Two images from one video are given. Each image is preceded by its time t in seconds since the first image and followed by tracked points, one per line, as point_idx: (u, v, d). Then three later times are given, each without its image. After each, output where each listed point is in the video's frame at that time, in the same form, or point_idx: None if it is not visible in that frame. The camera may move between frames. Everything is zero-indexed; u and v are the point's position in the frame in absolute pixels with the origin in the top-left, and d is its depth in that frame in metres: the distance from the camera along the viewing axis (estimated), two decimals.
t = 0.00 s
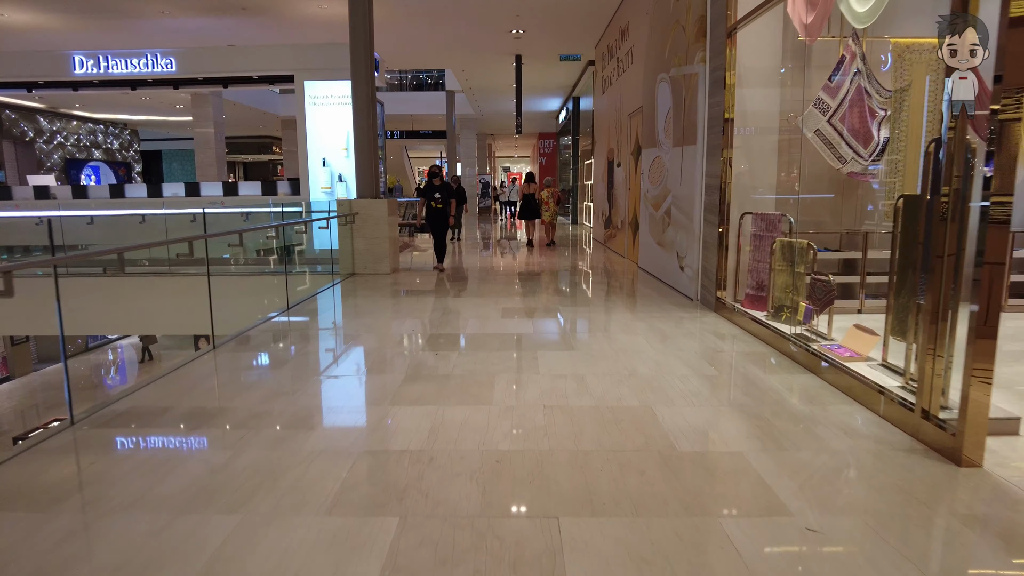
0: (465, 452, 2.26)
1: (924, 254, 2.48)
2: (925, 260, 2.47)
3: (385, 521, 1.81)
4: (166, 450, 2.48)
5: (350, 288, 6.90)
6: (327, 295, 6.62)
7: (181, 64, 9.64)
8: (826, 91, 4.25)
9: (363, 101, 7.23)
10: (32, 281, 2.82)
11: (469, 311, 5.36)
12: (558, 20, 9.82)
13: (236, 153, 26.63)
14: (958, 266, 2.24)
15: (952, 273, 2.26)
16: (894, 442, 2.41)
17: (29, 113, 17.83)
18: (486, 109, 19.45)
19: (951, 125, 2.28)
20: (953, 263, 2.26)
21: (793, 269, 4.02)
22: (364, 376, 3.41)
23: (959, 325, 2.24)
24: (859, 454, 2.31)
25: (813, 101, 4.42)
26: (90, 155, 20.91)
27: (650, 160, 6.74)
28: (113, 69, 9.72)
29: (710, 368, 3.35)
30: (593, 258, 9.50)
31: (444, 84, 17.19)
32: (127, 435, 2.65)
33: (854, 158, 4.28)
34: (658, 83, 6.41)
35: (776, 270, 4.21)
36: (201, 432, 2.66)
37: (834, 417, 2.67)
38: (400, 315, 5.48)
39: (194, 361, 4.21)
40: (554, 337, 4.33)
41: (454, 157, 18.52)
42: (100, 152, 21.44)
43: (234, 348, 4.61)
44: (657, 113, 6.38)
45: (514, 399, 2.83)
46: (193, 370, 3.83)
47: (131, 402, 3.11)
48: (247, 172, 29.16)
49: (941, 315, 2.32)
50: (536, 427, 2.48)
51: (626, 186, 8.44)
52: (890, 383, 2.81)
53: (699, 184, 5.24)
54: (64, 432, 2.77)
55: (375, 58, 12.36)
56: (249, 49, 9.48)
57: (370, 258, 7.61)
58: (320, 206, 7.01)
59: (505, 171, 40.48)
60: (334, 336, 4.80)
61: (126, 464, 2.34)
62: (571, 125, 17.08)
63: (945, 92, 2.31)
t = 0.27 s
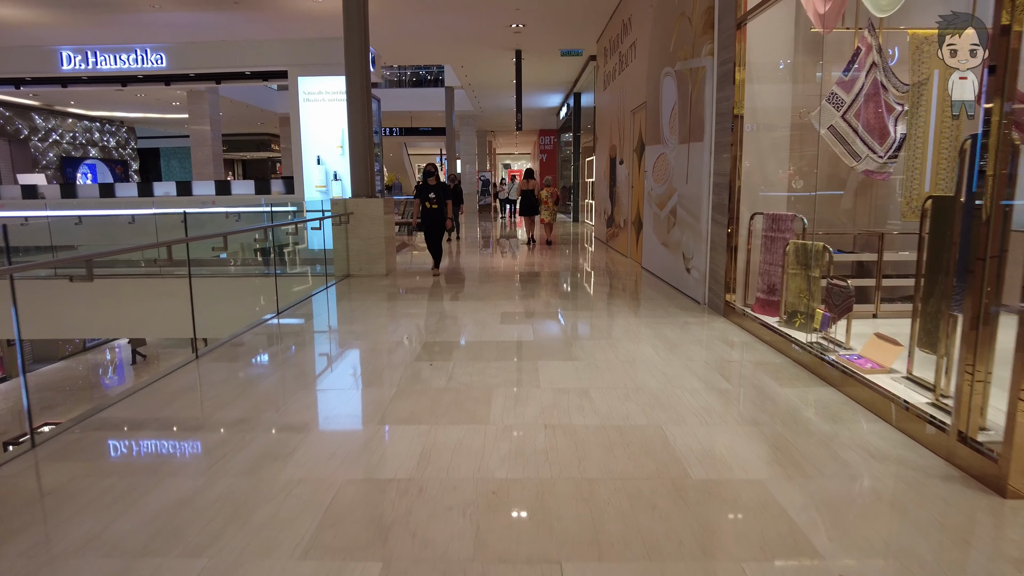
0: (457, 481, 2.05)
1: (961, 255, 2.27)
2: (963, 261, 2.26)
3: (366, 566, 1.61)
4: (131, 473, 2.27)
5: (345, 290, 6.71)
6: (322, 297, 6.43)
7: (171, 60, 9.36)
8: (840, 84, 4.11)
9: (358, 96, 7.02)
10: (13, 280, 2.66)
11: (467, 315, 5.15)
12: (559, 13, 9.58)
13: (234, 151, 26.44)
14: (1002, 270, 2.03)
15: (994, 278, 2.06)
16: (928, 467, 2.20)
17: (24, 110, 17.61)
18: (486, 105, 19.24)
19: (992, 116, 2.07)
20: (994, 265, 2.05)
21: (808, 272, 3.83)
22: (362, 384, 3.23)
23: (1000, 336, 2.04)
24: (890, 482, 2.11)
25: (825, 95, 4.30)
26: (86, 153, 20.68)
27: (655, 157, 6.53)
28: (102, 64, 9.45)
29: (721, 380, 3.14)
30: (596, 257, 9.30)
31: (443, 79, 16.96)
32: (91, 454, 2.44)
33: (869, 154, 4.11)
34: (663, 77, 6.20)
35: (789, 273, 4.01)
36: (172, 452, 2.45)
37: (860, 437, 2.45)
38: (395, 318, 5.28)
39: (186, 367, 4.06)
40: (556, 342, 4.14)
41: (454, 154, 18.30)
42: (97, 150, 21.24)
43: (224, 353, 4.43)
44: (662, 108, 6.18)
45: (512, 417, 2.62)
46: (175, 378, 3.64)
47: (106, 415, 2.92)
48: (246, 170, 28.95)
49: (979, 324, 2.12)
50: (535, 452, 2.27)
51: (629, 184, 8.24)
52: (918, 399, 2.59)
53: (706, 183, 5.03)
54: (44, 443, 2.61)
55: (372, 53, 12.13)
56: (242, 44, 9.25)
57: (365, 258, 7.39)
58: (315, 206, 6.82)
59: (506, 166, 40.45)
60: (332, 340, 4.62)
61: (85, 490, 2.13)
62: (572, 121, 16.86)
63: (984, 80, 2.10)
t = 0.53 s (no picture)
0: (448, 505, 1.86)
1: (1002, 254, 2.08)
2: (1004, 262, 2.07)
3: None
4: (92, 488, 2.06)
5: (341, 289, 6.53)
6: (317, 296, 6.25)
7: (163, 53, 9.16)
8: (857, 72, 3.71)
9: (354, 90, 6.84)
10: None
11: (465, 316, 4.95)
12: (561, 6, 9.38)
13: (234, 149, 26.27)
14: None
15: None
16: (967, 487, 2.01)
17: (20, 106, 17.43)
18: (487, 102, 19.06)
19: None
20: None
21: (823, 271, 3.62)
22: (357, 388, 3.04)
23: None
24: (927, 503, 1.91)
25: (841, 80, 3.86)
26: (84, 150, 20.51)
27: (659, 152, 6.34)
28: (92, 58, 9.24)
29: (734, 387, 2.94)
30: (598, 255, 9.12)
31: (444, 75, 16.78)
32: (53, 465, 2.25)
33: (885, 148, 3.71)
34: (668, 69, 6.00)
35: (803, 274, 3.79)
36: (139, 465, 2.24)
37: (888, 452, 2.25)
38: (392, 318, 5.10)
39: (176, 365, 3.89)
40: (558, 343, 3.95)
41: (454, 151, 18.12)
42: (94, 147, 21.07)
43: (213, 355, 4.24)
44: (667, 102, 5.99)
45: (510, 428, 2.43)
46: (158, 381, 3.45)
47: (77, 421, 2.72)
48: (246, 167, 28.76)
49: None
50: (535, 470, 2.08)
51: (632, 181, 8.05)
52: (950, 409, 2.39)
53: (714, 177, 4.84)
54: (35, 440, 2.48)
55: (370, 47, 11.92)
56: (237, 37, 9.06)
57: (362, 256, 7.21)
58: (311, 202, 6.64)
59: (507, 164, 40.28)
60: (329, 341, 4.42)
61: (38, 509, 1.93)
62: (574, 118, 16.68)
63: None
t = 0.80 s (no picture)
0: (433, 548, 1.67)
1: None
2: None
3: None
4: (44, 522, 1.88)
5: (335, 292, 6.34)
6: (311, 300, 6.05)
7: (152, 50, 8.98)
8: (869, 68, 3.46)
9: (348, 87, 6.65)
10: None
11: (460, 322, 4.76)
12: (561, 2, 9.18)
13: (232, 147, 26.09)
14: None
15: None
16: (1009, 524, 1.81)
17: (14, 105, 17.25)
18: (486, 100, 18.86)
19: None
20: None
21: (838, 278, 3.38)
22: (349, 402, 2.86)
23: None
24: (968, 544, 1.72)
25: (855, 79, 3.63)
26: (80, 149, 20.34)
27: (663, 151, 6.15)
28: (79, 55, 9.09)
29: (745, 404, 2.76)
30: (599, 256, 8.93)
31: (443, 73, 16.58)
32: (9, 492, 2.07)
33: (900, 147, 3.45)
34: (671, 65, 5.80)
35: (818, 280, 3.54)
36: (100, 494, 2.05)
37: (917, 481, 2.06)
38: (385, 323, 4.91)
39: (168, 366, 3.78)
40: (558, 352, 3.76)
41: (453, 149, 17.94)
42: (90, 146, 20.89)
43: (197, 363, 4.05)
44: (671, 99, 5.79)
45: (504, 454, 2.24)
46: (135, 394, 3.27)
47: (41, 441, 2.53)
48: (244, 165, 28.56)
49: None
50: (530, 505, 1.89)
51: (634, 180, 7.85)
52: (981, 432, 2.21)
53: (721, 178, 4.64)
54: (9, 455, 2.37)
55: (366, 43, 11.72)
56: (230, 33, 8.86)
57: (357, 258, 7.02)
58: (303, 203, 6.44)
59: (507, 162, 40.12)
60: (323, 347, 4.24)
61: None
62: (574, 116, 16.48)
63: None
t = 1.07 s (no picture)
0: None
1: None
2: None
3: None
4: None
5: (327, 293, 6.13)
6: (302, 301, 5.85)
7: (138, 43, 8.75)
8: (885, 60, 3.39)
9: (338, 80, 6.44)
10: None
11: (455, 325, 4.55)
12: None
13: (228, 146, 25.84)
14: None
15: None
16: None
17: (6, 102, 17.01)
18: (484, 97, 18.65)
19: None
20: None
21: (852, 279, 3.21)
22: (339, 413, 2.68)
23: None
24: None
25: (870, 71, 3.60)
26: (73, 147, 20.09)
27: (665, 146, 5.94)
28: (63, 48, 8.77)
29: (758, 416, 2.56)
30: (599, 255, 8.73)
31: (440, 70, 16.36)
32: None
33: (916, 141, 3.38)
34: (674, 57, 5.59)
35: (830, 284, 3.37)
36: (47, 522, 1.84)
37: (954, 508, 1.86)
38: (377, 326, 4.71)
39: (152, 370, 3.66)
40: (556, 357, 3.56)
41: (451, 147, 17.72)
42: (84, 144, 20.65)
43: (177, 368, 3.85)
44: (673, 92, 5.59)
45: (497, 475, 2.03)
46: (106, 403, 3.06)
47: None
48: (241, 163, 28.32)
49: None
50: (525, 537, 1.69)
51: (635, 177, 7.64)
52: (1021, 450, 2.00)
53: (727, 173, 4.44)
54: None
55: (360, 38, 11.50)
56: (219, 27, 8.64)
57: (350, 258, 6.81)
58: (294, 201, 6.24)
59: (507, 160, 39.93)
60: (314, 350, 4.05)
61: None
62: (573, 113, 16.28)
63: None
